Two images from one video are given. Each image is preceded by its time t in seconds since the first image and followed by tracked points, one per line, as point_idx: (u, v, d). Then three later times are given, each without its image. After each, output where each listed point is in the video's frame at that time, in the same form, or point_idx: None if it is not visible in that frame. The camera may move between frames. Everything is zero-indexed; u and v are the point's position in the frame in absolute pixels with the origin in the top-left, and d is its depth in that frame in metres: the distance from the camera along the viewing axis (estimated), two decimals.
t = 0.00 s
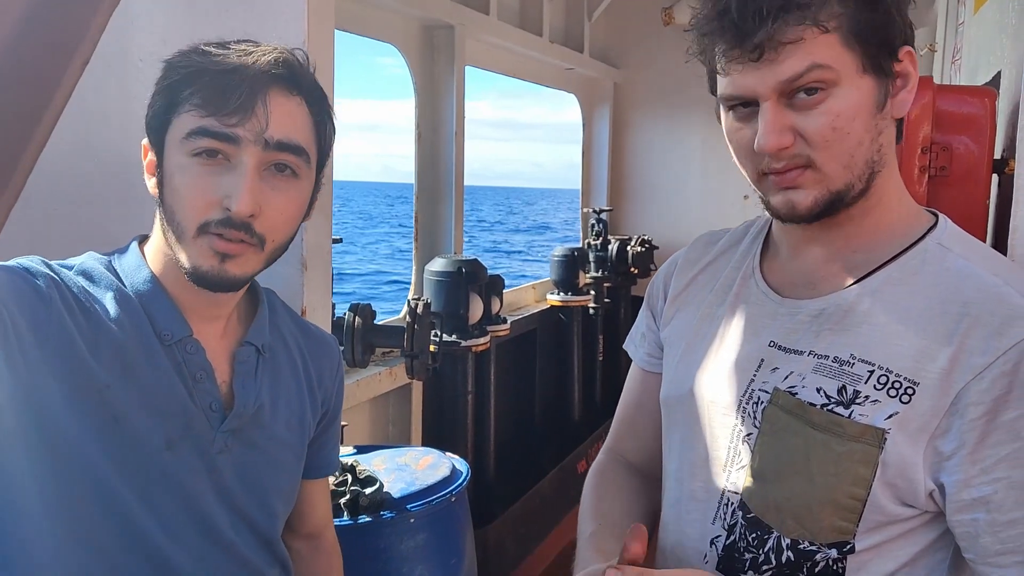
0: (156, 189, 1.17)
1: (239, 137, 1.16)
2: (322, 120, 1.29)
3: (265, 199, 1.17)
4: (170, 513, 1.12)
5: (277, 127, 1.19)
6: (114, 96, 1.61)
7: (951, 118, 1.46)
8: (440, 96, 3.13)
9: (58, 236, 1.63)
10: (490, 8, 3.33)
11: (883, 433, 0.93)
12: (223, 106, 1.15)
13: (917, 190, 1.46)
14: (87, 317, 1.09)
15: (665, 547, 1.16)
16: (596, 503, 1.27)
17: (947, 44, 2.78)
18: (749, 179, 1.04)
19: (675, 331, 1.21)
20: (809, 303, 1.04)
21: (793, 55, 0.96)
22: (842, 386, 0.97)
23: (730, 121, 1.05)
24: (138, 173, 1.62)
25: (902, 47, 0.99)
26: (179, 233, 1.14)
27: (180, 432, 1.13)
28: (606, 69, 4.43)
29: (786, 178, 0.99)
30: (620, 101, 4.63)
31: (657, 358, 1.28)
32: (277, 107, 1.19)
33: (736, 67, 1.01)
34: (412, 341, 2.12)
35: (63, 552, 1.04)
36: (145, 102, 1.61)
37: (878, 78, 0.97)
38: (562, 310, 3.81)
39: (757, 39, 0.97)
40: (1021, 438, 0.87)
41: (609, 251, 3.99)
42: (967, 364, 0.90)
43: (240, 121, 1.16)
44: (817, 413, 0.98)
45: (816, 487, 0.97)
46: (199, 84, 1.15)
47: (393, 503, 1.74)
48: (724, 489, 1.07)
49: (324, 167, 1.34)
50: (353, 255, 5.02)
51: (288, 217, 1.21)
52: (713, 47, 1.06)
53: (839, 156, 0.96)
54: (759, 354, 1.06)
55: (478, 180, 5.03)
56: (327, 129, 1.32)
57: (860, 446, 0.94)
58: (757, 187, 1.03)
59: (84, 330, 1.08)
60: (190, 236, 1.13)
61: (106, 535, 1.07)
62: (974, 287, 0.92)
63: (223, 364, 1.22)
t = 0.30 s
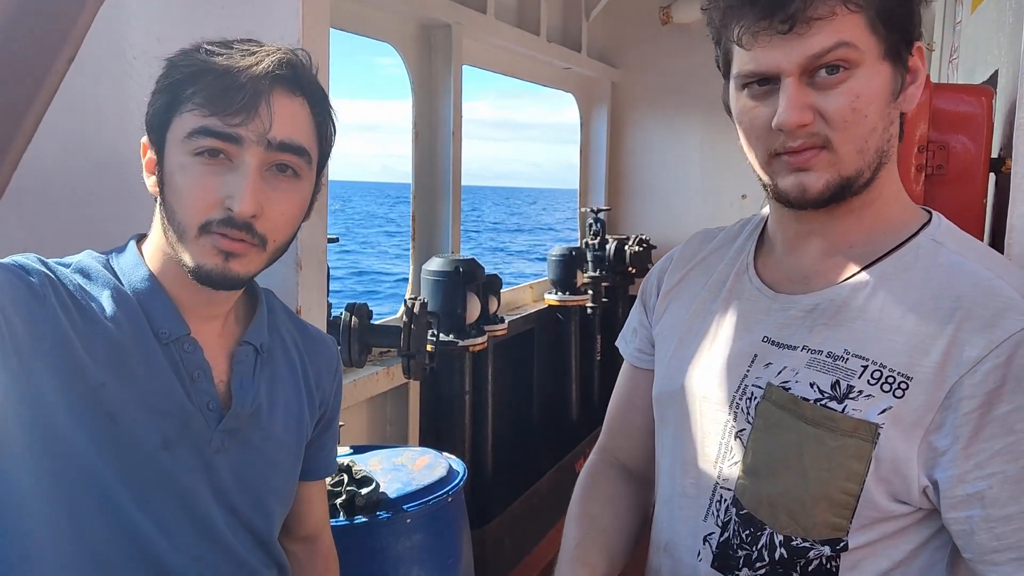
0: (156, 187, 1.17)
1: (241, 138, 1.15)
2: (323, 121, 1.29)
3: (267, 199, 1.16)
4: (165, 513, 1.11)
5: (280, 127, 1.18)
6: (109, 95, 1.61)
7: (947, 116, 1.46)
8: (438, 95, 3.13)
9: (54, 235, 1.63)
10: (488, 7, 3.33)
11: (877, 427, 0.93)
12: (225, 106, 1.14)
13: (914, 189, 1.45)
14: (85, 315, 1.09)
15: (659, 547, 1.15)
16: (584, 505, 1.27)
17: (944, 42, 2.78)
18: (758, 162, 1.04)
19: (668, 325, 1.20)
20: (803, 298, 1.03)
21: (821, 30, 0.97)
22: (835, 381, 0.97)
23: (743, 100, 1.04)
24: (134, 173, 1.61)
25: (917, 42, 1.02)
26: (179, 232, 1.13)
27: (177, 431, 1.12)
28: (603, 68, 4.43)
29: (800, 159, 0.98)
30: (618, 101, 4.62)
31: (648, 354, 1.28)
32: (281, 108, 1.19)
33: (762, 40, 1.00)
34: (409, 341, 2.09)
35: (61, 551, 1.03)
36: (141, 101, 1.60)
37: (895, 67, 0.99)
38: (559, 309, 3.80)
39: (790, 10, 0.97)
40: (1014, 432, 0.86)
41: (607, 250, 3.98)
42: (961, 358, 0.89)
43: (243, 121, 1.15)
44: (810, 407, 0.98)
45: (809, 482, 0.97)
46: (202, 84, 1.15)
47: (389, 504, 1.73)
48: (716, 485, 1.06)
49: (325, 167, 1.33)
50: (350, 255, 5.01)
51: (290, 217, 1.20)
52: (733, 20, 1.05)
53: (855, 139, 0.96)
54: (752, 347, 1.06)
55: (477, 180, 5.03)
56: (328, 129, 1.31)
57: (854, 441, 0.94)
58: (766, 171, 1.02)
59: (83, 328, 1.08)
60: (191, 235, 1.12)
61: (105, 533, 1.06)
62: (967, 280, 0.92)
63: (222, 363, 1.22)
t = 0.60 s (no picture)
0: (156, 188, 1.16)
1: (241, 139, 1.14)
2: (325, 120, 1.28)
3: (267, 201, 1.16)
4: (165, 515, 1.10)
5: (281, 128, 1.18)
6: (108, 94, 1.60)
7: (948, 115, 1.45)
8: (438, 94, 3.12)
9: (54, 234, 1.63)
10: (487, 5, 3.32)
11: (879, 425, 0.93)
12: (225, 107, 1.14)
13: (916, 188, 1.45)
14: (87, 316, 1.08)
15: (659, 546, 1.15)
16: (581, 507, 1.26)
17: (945, 40, 2.78)
18: (763, 154, 1.03)
19: (667, 321, 1.20)
20: (804, 295, 1.03)
21: (834, 23, 0.96)
22: (838, 378, 0.97)
23: (751, 90, 1.04)
24: (133, 173, 1.61)
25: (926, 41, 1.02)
26: (180, 233, 1.12)
27: (178, 432, 1.11)
28: (603, 67, 4.42)
29: (806, 153, 0.98)
30: (618, 99, 4.62)
31: (646, 351, 1.27)
32: (281, 109, 1.18)
33: (775, 29, 1.00)
34: (409, 340, 2.10)
35: (62, 553, 1.03)
36: (140, 99, 1.60)
37: (905, 63, 0.99)
38: (558, 309, 3.80)
39: None
40: (1019, 430, 0.86)
41: (606, 249, 3.99)
42: (964, 356, 0.89)
43: (242, 123, 1.14)
44: (811, 405, 0.97)
45: (810, 480, 0.96)
46: (201, 85, 1.14)
47: (390, 503, 1.73)
48: (716, 483, 1.06)
49: (326, 166, 1.33)
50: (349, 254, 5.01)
51: (292, 218, 1.20)
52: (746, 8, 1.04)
53: (864, 133, 0.96)
54: (753, 346, 1.06)
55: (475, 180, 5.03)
56: (330, 128, 1.31)
57: (855, 438, 0.94)
58: (771, 165, 1.02)
59: (84, 330, 1.07)
60: (192, 237, 1.12)
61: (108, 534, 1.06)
62: (969, 278, 0.92)
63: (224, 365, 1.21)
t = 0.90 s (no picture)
0: (152, 188, 1.16)
1: (237, 137, 1.14)
2: (321, 118, 1.28)
3: (265, 199, 1.15)
4: (164, 516, 1.10)
5: (277, 127, 1.17)
6: (105, 93, 1.60)
7: (950, 115, 1.46)
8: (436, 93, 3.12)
9: (50, 235, 1.63)
10: (485, 4, 3.32)
11: (880, 422, 0.92)
12: (221, 105, 1.13)
13: (916, 187, 1.44)
14: (83, 317, 1.08)
15: (659, 546, 1.14)
16: (580, 510, 1.26)
17: (943, 39, 2.78)
18: (764, 151, 1.03)
19: (667, 320, 1.20)
20: (805, 294, 1.03)
21: (837, 19, 0.96)
22: (840, 376, 0.96)
23: (754, 86, 1.03)
24: (129, 172, 1.60)
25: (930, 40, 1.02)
26: (177, 233, 1.12)
27: (175, 433, 1.11)
28: (601, 66, 4.42)
29: (807, 149, 0.97)
30: (616, 99, 4.62)
31: (647, 351, 1.27)
32: (277, 107, 1.18)
33: (778, 24, 1.00)
34: (407, 340, 2.10)
35: (61, 554, 1.03)
36: (137, 98, 1.59)
37: (908, 62, 0.99)
38: (557, 308, 3.80)
39: None
40: (1022, 428, 0.85)
41: (605, 248, 3.98)
42: (967, 353, 0.89)
43: (239, 121, 1.14)
44: (813, 403, 0.97)
45: (812, 478, 0.96)
46: (196, 84, 1.14)
47: (388, 503, 1.72)
48: (716, 482, 1.05)
49: (324, 165, 1.32)
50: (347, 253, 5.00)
51: (290, 217, 1.19)
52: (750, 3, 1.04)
53: (866, 129, 0.96)
54: (754, 345, 1.06)
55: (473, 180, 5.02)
56: (326, 127, 1.31)
57: (857, 436, 0.93)
58: (771, 162, 1.02)
59: (80, 331, 1.07)
60: (189, 236, 1.11)
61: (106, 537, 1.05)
62: (971, 276, 0.92)
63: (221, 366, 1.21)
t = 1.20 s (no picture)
0: (150, 184, 1.15)
1: (235, 129, 1.13)
2: (318, 111, 1.27)
3: (264, 190, 1.15)
4: (162, 516, 1.09)
5: (275, 117, 1.17)
6: (100, 92, 1.59)
7: (945, 114, 1.45)
8: (433, 93, 3.11)
9: (46, 236, 1.62)
10: (482, 5, 3.31)
11: (879, 422, 0.92)
12: (218, 97, 1.13)
13: (912, 186, 1.45)
14: (81, 316, 1.07)
15: (657, 547, 1.14)
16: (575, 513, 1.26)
17: (940, 39, 2.78)
18: (762, 148, 1.03)
19: (666, 321, 1.20)
20: (803, 293, 1.03)
21: (835, 15, 0.96)
22: (837, 375, 0.96)
23: (752, 83, 1.03)
24: (125, 172, 1.59)
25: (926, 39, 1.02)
26: (177, 227, 1.11)
27: (174, 432, 1.10)
28: (598, 67, 4.42)
29: (806, 144, 0.97)
30: (613, 99, 4.61)
31: (646, 352, 1.27)
32: (274, 98, 1.17)
33: (777, 19, 1.00)
34: (405, 340, 2.10)
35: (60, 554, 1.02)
36: (132, 98, 1.58)
37: (905, 60, 0.99)
38: (554, 309, 3.79)
39: None
40: (1020, 427, 0.85)
41: (602, 249, 3.98)
42: (964, 352, 0.89)
43: (236, 112, 1.13)
44: (811, 402, 0.97)
45: (810, 478, 0.96)
46: (193, 77, 1.13)
47: (385, 503, 1.72)
48: (714, 482, 1.05)
49: (321, 160, 1.32)
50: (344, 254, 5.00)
51: (289, 209, 1.19)
52: None
53: (863, 125, 0.96)
54: (751, 345, 1.05)
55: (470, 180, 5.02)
56: (322, 121, 1.30)
57: (855, 436, 0.93)
58: (770, 157, 1.01)
59: (79, 330, 1.06)
60: (189, 229, 1.11)
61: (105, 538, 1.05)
62: (968, 275, 0.92)
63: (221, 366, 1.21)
